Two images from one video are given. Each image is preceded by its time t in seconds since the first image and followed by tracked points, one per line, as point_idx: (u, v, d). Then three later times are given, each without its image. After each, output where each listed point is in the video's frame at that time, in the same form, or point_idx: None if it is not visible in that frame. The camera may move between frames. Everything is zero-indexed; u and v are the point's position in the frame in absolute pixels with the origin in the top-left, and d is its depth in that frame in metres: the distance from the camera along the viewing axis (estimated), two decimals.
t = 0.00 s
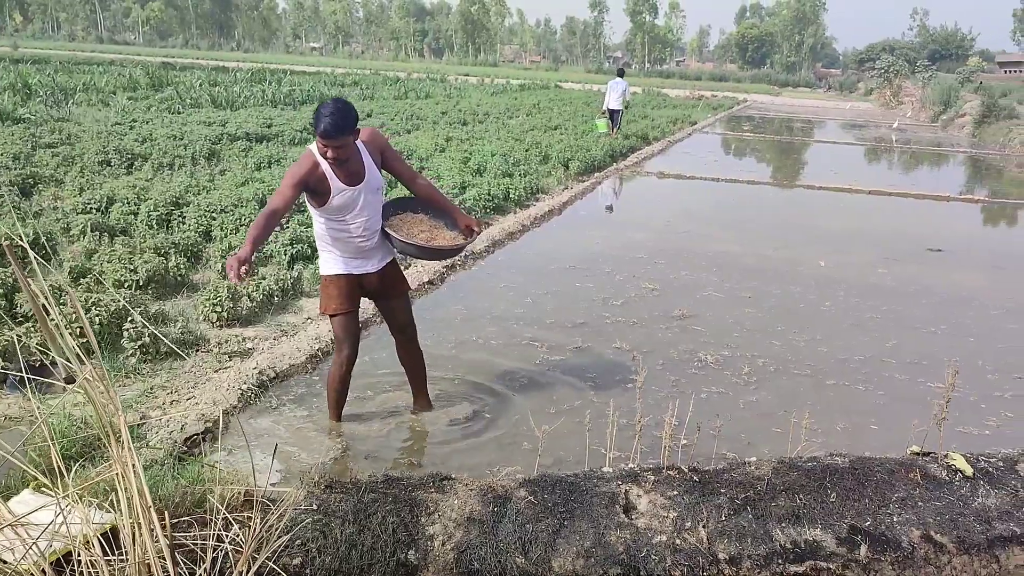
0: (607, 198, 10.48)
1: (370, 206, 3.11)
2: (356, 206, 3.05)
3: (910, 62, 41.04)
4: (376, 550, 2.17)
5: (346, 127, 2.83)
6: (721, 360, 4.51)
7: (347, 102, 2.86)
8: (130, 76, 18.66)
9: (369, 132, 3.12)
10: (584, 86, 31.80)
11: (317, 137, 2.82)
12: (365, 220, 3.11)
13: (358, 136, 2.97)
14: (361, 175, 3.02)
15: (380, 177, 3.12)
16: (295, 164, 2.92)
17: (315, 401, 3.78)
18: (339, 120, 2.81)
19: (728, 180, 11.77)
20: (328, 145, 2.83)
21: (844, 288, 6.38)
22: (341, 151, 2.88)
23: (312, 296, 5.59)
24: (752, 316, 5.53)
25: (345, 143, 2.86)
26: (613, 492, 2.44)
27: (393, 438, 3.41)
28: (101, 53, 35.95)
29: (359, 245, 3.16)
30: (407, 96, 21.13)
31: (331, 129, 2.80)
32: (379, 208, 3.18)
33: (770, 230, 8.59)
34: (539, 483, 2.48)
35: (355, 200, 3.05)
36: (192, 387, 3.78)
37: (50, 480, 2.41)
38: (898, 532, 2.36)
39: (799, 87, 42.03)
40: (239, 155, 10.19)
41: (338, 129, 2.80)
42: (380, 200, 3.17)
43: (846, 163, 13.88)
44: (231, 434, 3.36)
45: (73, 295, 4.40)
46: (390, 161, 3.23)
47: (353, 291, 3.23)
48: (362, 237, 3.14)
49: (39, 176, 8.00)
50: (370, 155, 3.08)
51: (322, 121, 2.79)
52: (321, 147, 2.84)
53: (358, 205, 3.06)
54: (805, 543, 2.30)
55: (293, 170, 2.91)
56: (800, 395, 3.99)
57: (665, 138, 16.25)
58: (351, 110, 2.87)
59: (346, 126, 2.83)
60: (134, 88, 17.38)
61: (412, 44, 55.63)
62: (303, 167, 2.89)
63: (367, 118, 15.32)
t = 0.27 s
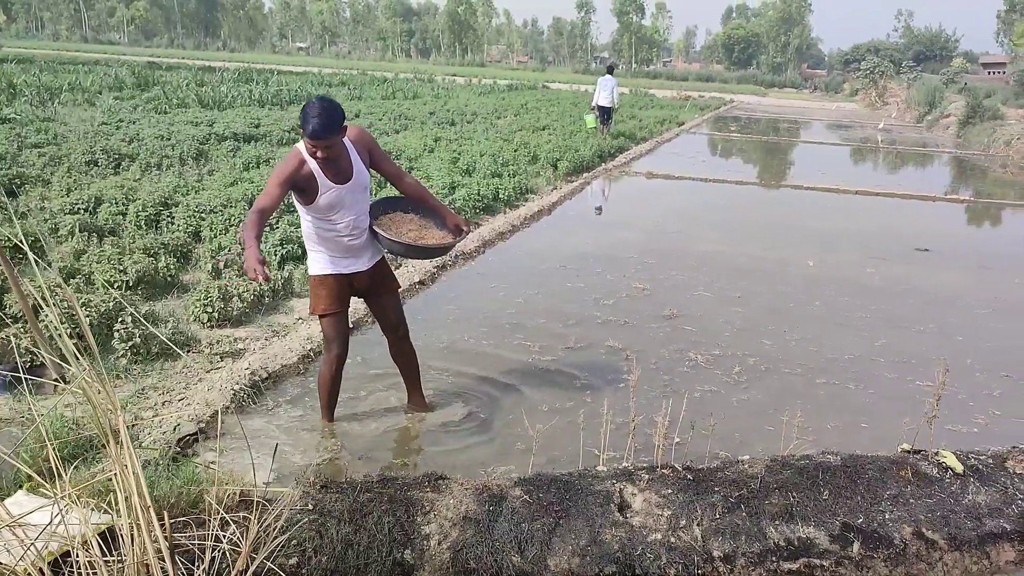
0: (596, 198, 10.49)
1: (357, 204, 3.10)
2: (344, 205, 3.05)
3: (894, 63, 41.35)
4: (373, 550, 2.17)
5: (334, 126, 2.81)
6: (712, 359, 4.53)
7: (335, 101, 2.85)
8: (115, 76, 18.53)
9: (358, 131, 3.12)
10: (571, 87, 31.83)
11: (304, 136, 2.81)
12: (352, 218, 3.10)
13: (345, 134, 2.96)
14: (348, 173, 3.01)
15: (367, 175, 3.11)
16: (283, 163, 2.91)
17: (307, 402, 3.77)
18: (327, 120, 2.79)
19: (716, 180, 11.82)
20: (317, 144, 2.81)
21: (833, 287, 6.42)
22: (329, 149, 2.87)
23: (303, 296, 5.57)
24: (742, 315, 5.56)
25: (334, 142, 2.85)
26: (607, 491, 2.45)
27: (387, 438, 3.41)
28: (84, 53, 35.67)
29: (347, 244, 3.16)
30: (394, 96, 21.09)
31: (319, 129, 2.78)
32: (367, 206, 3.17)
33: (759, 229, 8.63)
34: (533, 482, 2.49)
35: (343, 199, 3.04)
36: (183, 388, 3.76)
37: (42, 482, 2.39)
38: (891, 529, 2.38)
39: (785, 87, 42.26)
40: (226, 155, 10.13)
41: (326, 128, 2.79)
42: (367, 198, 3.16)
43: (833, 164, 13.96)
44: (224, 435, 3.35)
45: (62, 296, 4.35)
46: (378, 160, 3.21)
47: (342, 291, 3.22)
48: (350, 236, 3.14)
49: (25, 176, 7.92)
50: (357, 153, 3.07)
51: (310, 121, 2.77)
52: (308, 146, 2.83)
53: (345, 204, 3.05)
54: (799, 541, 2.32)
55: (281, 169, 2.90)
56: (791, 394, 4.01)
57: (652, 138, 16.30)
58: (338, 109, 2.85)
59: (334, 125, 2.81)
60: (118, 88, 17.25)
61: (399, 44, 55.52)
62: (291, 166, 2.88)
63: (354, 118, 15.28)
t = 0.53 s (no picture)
0: (587, 198, 10.51)
1: (357, 203, 3.11)
2: (344, 203, 3.05)
3: (881, 63, 41.63)
4: (369, 549, 2.18)
5: (340, 125, 2.82)
6: (704, 358, 4.55)
7: (339, 100, 2.87)
8: (102, 77, 18.42)
9: (359, 131, 3.14)
10: (561, 87, 31.86)
11: (309, 133, 2.81)
12: (352, 217, 3.11)
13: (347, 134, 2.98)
14: (349, 172, 3.03)
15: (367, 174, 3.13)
16: (285, 161, 2.89)
17: (301, 403, 3.76)
18: (333, 118, 2.80)
19: (706, 179, 11.87)
20: (322, 142, 2.82)
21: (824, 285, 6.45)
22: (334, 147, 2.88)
23: (295, 297, 5.56)
24: (734, 314, 5.58)
25: (338, 141, 2.86)
26: (602, 488, 2.46)
27: (381, 439, 3.40)
28: (69, 54, 35.45)
29: (346, 242, 3.15)
30: (383, 97, 21.07)
31: (325, 127, 2.79)
32: (366, 206, 3.18)
33: (749, 229, 8.67)
34: (528, 480, 2.49)
35: (344, 197, 3.05)
36: (176, 390, 3.75)
37: (36, 485, 2.38)
38: (884, 525, 2.40)
39: (772, 87, 42.45)
40: (215, 156, 10.09)
41: (333, 127, 2.80)
42: (367, 198, 3.17)
43: (821, 163, 14.04)
44: (219, 438, 3.35)
45: (53, 298, 4.32)
46: (378, 160, 3.24)
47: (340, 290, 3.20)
48: (349, 235, 3.14)
49: (12, 177, 7.86)
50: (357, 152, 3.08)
51: (316, 120, 2.78)
52: (313, 143, 2.83)
53: (345, 202, 3.06)
54: (793, 537, 2.34)
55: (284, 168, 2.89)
56: (784, 393, 4.03)
57: (641, 138, 16.35)
58: (342, 107, 2.87)
59: (339, 123, 2.82)
60: (105, 89, 17.16)
61: (387, 45, 55.47)
62: (295, 164, 2.88)
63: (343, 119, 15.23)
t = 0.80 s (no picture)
0: (578, 199, 10.52)
1: (377, 202, 3.15)
2: (367, 203, 3.10)
3: (869, 62, 41.80)
4: (364, 552, 2.19)
5: (369, 126, 2.87)
6: (696, 358, 4.57)
7: (366, 102, 2.91)
8: (90, 78, 18.31)
9: (380, 134, 3.20)
10: (550, 87, 31.87)
11: (340, 132, 2.85)
12: (370, 217, 3.14)
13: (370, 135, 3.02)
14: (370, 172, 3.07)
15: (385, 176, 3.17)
16: (313, 160, 2.92)
17: (295, 405, 3.75)
18: (363, 118, 2.85)
19: (696, 180, 11.90)
20: (352, 142, 2.85)
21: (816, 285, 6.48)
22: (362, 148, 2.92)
23: (286, 299, 5.54)
24: (726, 314, 5.60)
25: (366, 142, 2.90)
26: (596, 489, 2.47)
27: (375, 440, 3.40)
28: (56, 55, 35.21)
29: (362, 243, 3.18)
30: (372, 98, 21.02)
31: (356, 128, 2.83)
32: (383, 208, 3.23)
33: (740, 229, 8.69)
34: (522, 481, 2.50)
35: (365, 196, 3.08)
36: (168, 393, 3.73)
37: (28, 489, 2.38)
38: (876, 524, 2.41)
39: (761, 88, 42.58)
40: (204, 158, 10.05)
41: (363, 127, 2.84)
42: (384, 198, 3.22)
43: (811, 163, 14.11)
44: (212, 441, 3.34)
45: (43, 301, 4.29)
46: (396, 163, 3.29)
47: (349, 290, 3.21)
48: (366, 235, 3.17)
49: None
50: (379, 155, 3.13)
51: (348, 120, 2.82)
52: (343, 143, 2.87)
53: (366, 202, 3.10)
54: (787, 536, 2.35)
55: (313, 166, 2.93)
56: (776, 392, 4.05)
57: (632, 139, 16.37)
58: (370, 109, 2.92)
59: (369, 124, 2.88)
60: (93, 91, 17.05)
61: (377, 46, 55.36)
62: (324, 162, 2.91)
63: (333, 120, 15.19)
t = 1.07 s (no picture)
0: (570, 200, 10.53)
1: (408, 207, 3.24)
2: (399, 206, 3.18)
3: (858, 63, 41.98)
4: (358, 555, 2.19)
5: (411, 132, 2.97)
6: (689, 359, 4.57)
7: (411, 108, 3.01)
8: (78, 81, 18.22)
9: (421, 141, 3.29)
10: (540, 90, 31.91)
11: (381, 134, 2.94)
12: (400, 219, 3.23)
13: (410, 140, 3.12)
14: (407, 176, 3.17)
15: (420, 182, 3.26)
16: (352, 157, 3.03)
17: (289, 409, 3.75)
18: (407, 124, 2.94)
19: (688, 181, 11.93)
20: (394, 145, 2.95)
21: (807, 285, 6.50)
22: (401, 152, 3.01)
23: (278, 302, 5.52)
24: (718, 315, 5.61)
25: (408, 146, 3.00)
26: (590, 490, 2.47)
27: (369, 444, 3.39)
28: (44, 59, 35.01)
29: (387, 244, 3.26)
30: (363, 100, 20.98)
31: (400, 132, 2.93)
32: (413, 212, 3.30)
33: (731, 230, 8.72)
34: (516, 483, 2.50)
35: (399, 199, 3.18)
36: (160, 397, 3.72)
37: (21, 495, 2.37)
38: (869, 523, 2.43)
39: (751, 89, 42.72)
40: (194, 161, 10.01)
41: (407, 132, 2.94)
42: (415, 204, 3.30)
43: (801, 164, 14.17)
44: (205, 445, 3.32)
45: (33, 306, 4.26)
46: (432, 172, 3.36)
47: (366, 285, 3.29)
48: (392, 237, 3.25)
49: None
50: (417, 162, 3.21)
51: (393, 123, 2.91)
52: (382, 145, 2.97)
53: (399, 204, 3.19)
54: (780, 536, 2.36)
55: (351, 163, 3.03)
56: (768, 392, 4.06)
57: (623, 140, 16.40)
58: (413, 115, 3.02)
59: (411, 130, 2.96)
60: (81, 95, 16.96)
61: (367, 48, 55.27)
62: (362, 160, 3.01)
63: (324, 123, 15.16)
